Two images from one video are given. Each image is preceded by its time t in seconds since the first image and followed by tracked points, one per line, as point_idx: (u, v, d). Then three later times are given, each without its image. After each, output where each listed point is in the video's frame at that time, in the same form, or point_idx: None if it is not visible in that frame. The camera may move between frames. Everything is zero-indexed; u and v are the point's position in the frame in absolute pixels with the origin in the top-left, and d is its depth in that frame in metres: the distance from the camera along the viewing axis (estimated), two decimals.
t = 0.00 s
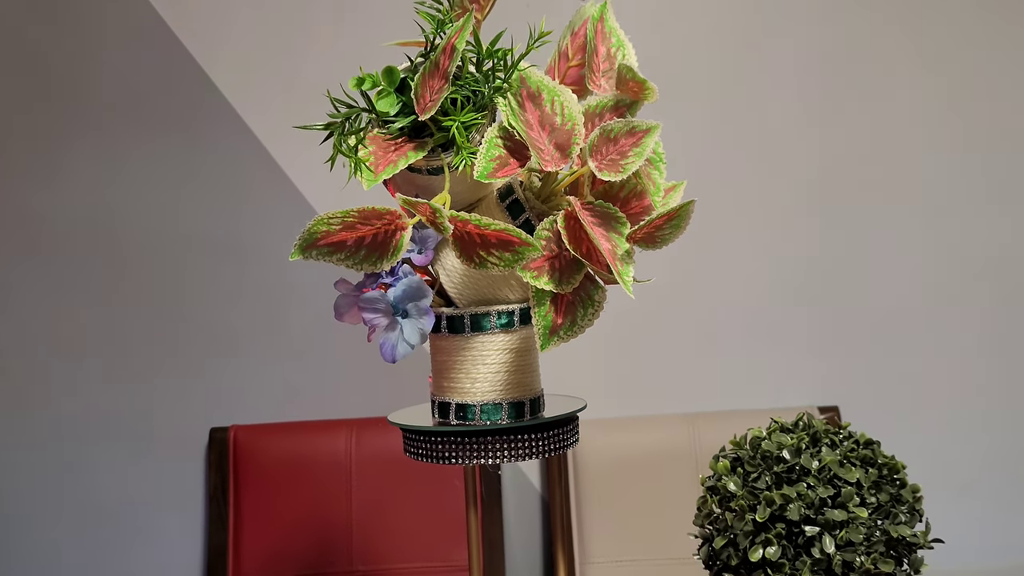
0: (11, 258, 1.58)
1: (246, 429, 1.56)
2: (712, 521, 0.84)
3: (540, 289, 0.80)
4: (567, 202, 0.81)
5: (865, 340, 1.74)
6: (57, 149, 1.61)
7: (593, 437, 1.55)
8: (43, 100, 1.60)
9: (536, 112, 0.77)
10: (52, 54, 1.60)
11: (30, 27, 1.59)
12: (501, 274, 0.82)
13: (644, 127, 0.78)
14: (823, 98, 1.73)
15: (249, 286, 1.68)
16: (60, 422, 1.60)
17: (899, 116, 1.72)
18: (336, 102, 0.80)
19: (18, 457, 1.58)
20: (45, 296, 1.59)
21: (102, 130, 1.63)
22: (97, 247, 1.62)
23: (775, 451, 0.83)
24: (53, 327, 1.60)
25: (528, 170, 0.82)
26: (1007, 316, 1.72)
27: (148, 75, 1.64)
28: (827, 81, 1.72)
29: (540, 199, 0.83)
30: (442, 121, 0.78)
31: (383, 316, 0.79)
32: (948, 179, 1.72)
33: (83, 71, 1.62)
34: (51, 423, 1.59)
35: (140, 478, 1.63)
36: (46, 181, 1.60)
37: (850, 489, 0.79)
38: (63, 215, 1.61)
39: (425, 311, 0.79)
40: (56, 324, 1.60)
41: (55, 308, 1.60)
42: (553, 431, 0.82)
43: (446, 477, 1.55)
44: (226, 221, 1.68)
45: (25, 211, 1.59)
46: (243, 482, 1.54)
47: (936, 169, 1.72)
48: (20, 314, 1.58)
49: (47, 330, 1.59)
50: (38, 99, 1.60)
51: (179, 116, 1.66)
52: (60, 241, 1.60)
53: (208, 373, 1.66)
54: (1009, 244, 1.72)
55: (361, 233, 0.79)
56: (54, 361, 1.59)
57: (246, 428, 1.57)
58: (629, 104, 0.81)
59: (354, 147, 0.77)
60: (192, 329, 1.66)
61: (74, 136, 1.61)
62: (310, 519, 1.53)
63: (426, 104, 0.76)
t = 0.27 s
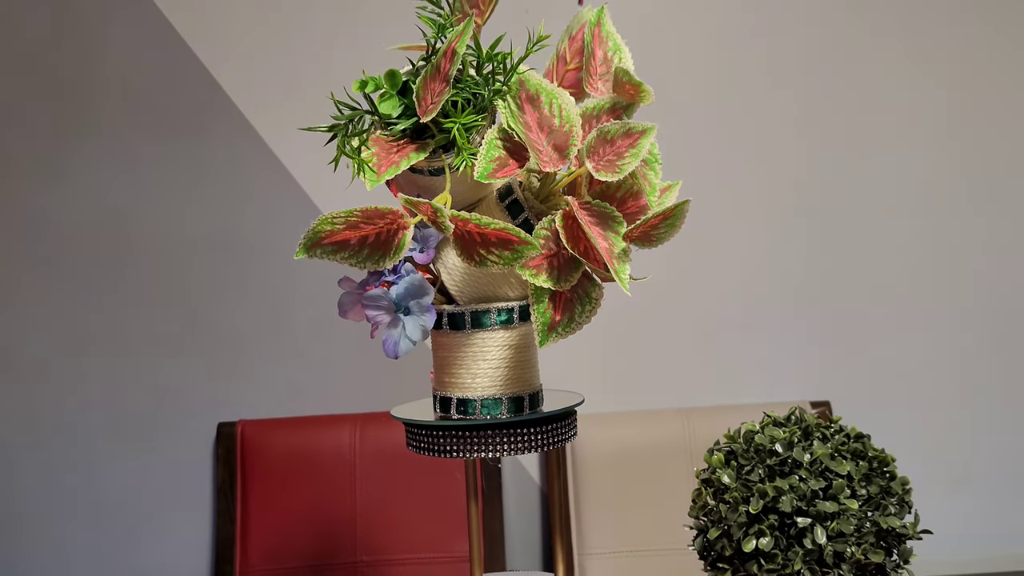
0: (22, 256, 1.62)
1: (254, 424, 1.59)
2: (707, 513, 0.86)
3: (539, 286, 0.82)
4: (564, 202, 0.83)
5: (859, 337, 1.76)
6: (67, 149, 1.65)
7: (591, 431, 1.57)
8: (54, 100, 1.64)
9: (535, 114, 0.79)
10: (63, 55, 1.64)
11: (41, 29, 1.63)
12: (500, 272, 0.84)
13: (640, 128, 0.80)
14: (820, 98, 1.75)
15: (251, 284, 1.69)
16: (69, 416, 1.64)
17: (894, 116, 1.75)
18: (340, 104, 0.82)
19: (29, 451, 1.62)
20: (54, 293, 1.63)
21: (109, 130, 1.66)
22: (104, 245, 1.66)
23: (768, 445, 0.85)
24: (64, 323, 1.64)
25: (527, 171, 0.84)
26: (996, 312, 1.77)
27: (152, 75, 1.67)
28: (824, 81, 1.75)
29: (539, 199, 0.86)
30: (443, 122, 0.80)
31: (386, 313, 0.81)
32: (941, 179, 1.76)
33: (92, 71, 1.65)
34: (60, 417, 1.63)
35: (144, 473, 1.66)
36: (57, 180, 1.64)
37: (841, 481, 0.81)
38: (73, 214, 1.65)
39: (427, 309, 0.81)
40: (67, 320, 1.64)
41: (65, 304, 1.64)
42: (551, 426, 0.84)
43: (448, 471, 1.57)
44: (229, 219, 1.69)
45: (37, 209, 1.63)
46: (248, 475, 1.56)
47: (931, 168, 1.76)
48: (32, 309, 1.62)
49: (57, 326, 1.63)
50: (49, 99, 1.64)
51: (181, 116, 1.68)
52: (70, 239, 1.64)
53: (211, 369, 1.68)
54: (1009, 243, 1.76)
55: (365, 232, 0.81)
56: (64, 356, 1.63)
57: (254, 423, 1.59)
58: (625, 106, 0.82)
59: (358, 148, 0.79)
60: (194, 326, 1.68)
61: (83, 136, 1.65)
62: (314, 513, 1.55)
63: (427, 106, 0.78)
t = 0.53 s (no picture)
0: (23, 256, 1.63)
1: (254, 423, 1.59)
2: (707, 512, 0.86)
3: (539, 286, 0.82)
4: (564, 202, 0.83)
5: (858, 336, 1.76)
6: (68, 148, 1.65)
7: (592, 430, 1.57)
8: (56, 100, 1.64)
9: (534, 113, 0.79)
10: (64, 54, 1.64)
11: (43, 29, 1.63)
12: (500, 272, 0.83)
13: (639, 128, 0.80)
14: (821, 97, 1.75)
15: (251, 284, 1.69)
16: (69, 415, 1.64)
17: (895, 115, 1.75)
18: (339, 104, 0.82)
19: (30, 450, 1.63)
20: (55, 292, 1.64)
21: (110, 129, 1.66)
22: (104, 245, 1.66)
23: (768, 444, 0.85)
24: (65, 322, 1.64)
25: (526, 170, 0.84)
26: (995, 311, 1.77)
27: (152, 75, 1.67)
28: (825, 80, 1.75)
29: (539, 198, 0.85)
30: (443, 122, 0.80)
31: (386, 313, 0.81)
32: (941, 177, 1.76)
33: (92, 70, 1.65)
34: (60, 417, 1.64)
35: (144, 472, 1.66)
36: (58, 179, 1.65)
37: (841, 481, 0.81)
38: (73, 214, 1.65)
39: (427, 308, 0.81)
40: (67, 319, 1.64)
41: (66, 304, 1.64)
42: (551, 425, 0.84)
43: (448, 470, 1.57)
44: (228, 219, 1.69)
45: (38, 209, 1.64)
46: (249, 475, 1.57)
47: (932, 166, 1.76)
48: (33, 309, 1.63)
49: (57, 325, 1.63)
50: (50, 98, 1.64)
51: (181, 115, 1.68)
52: (71, 239, 1.65)
53: (211, 368, 1.68)
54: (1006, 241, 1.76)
55: (364, 232, 0.81)
56: (65, 356, 1.64)
57: (254, 422, 1.59)
58: (624, 105, 0.82)
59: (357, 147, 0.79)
60: (194, 326, 1.68)
61: (84, 136, 1.65)
62: (315, 513, 1.55)
63: (426, 106, 0.78)
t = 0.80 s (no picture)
0: (23, 256, 1.63)
1: (254, 423, 1.59)
2: (707, 511, 0.86)
3: (539, 285, 0.81)
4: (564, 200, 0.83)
5: (857, 336, 1.76)
6: (68, 148, 1.65)
7: (592, 430, 1.57)
8: (56, 99, 1.65)
9: (534, 112, 0.79)
10: (64, 54, 1.64)
11: (43, 29, 1.64)
12: (500, 270, 0.83)
13: (639, 126, 0.79)
14: (822, 96, 1.75)
15: (251, 283, 1.69)
16: (69, 415, 1.64)
17: (895, 115, 1.75)
18: (339, 103, 0.81)
19: (30, 450, 1.63)
20: (55, 292, 1.64)
21: (110, 128, 1.66)
22: (104, 245, 1.66)
23: (768, 443, 0.85)
24: (65, 322, 1.64)
25: (526, 169, 0.84)
26: (996, 311, 1.76)
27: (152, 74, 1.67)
28: (826, 79, 1.75)
29: (539, 197, 0.85)
30: (443, 121, 0.80)
31: (385, 312, 0.81)
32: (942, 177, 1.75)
33: (93, 70, 1.65)
34: (60, 417, 1.64)
35: (144, 472, 1.66)
36: (58, 179, 1.65)
37: (841, 480, 0.81)
38: (73, 214, 1.65)
39: (426, 307, 0.81)
40: (67, 319, 1.64)
41: (65, 303, 1.64)
42: (551, 424, 0.84)
43: (448, 469, 1.57)
44: (228, 219, 1.69)
45: (38, 209, 1.64)
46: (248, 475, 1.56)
47: (932, 166, 1.76)
48: (33, 308, 1.63)
49: (57, 325, 1.64)
50: (50, 98, 1.64)
51: (181, 114, 1.68)
52: (71, 239, 1.65)
53: (211, 368, 1.68)
54: (1006, 241, 1.76)
55: (364, 231, 0.81)
56: (65, 356, 1.64)
57: (254, 421, 1.59)
58: (624, 103, 0.82)
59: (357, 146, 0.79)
60: (194, 325, 1.68)
61: (84, 135, 1.65)
62: (314, 512, 1.55)
63: (426, 104, 0.78)
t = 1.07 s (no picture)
0: (24, 256, 1.64)
1: (254, 422, 1.59)
2: (707, 511, 0.86)
3: (539, 284, 0.81)
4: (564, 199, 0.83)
5: (854, 336, 1.76)
6: (69, 147, 1.65)
7: (592, 429, 1.57)
8: (58, 99, 1.65)
9: (535, 111, 0.79)
10: (64, 54, 1.64)
11: (44, 29, 1.64)
12: (500, 270, 0.83)
13: (640, 126, 0.79)
14: (821, 95, 1.75)
15: (250, 283, 1.69)
16: (70, 415, 1.64)
17: (896, 115, 1.75)
18: (339, 102, 0.81)
19: (31, 449, 1.63)
20: (54, 292, 1.64)
21: (110, 129, 1.66)
22: (104, 245, 1.66)
23: (769, 442, 0.85)
24: (65, 322, 1.64)
25: (527, 168, 0.84)
26: (995, 312, 1.77)
27: (151, 73, 1.67)
28: (825, 78, 1.75)
29: (539, 196, 0.85)
30: (443, 120, 0.80)
31: (385, 312, 0.81)
32: (940, 175, 1.76)
33: (94, 70, 1.66)
34: (60, 416, 1.64)
35: (143, 472, 1.66)
36: (58, 178, 1.65)
37: (841, 479, 0.81)
38: (73, 214, 1.65)
39: (427, 307, 0.81)
40: (68, 319, 1.64)
41: (66, 303, 1.64)
42: (551, 423, 0.84)
43: (448, 469, 1.57)
44: (229, 219, 1.69)
45: (38, 209, 1.64)
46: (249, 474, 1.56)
47: (932, 166, 1.76)
48: (33, 308, 1.63)
49: (57, 325, 1.64)
50: (51, 99, 1.64)
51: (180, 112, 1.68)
52: (70, 239, 1.65)
53: (210, 368, 1.68)
54: (1007, 241, 1.76)
55: (364, 230, 0.81)
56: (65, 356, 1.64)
57: (254, 421, 1.59)
58: (625, 102, 0.82)
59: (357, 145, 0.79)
60: (193, 325, 1.68)
61: (85, 134, 1.66)
62: (315, 512, 1.54)
63: (426, 104, 0.78)
